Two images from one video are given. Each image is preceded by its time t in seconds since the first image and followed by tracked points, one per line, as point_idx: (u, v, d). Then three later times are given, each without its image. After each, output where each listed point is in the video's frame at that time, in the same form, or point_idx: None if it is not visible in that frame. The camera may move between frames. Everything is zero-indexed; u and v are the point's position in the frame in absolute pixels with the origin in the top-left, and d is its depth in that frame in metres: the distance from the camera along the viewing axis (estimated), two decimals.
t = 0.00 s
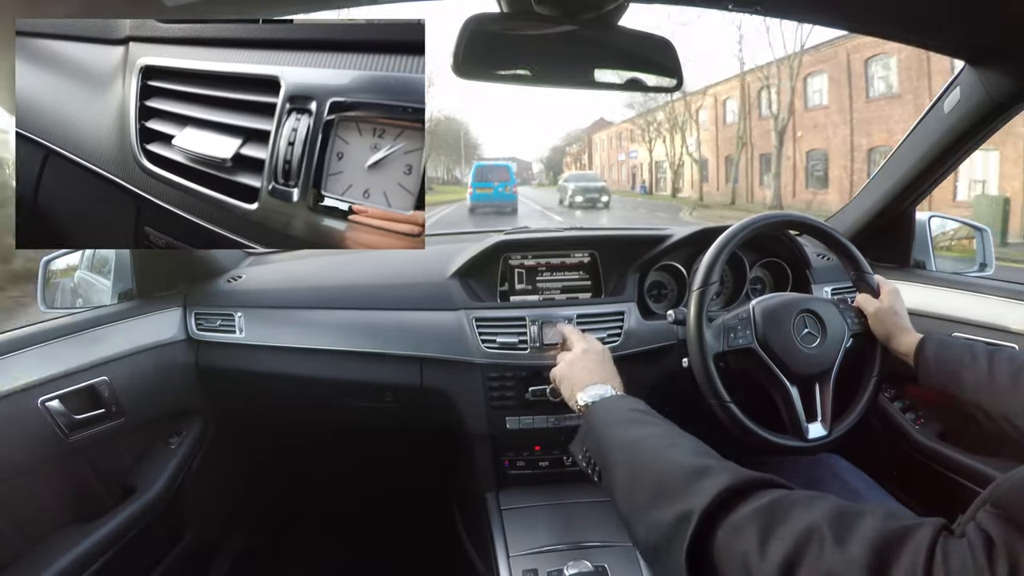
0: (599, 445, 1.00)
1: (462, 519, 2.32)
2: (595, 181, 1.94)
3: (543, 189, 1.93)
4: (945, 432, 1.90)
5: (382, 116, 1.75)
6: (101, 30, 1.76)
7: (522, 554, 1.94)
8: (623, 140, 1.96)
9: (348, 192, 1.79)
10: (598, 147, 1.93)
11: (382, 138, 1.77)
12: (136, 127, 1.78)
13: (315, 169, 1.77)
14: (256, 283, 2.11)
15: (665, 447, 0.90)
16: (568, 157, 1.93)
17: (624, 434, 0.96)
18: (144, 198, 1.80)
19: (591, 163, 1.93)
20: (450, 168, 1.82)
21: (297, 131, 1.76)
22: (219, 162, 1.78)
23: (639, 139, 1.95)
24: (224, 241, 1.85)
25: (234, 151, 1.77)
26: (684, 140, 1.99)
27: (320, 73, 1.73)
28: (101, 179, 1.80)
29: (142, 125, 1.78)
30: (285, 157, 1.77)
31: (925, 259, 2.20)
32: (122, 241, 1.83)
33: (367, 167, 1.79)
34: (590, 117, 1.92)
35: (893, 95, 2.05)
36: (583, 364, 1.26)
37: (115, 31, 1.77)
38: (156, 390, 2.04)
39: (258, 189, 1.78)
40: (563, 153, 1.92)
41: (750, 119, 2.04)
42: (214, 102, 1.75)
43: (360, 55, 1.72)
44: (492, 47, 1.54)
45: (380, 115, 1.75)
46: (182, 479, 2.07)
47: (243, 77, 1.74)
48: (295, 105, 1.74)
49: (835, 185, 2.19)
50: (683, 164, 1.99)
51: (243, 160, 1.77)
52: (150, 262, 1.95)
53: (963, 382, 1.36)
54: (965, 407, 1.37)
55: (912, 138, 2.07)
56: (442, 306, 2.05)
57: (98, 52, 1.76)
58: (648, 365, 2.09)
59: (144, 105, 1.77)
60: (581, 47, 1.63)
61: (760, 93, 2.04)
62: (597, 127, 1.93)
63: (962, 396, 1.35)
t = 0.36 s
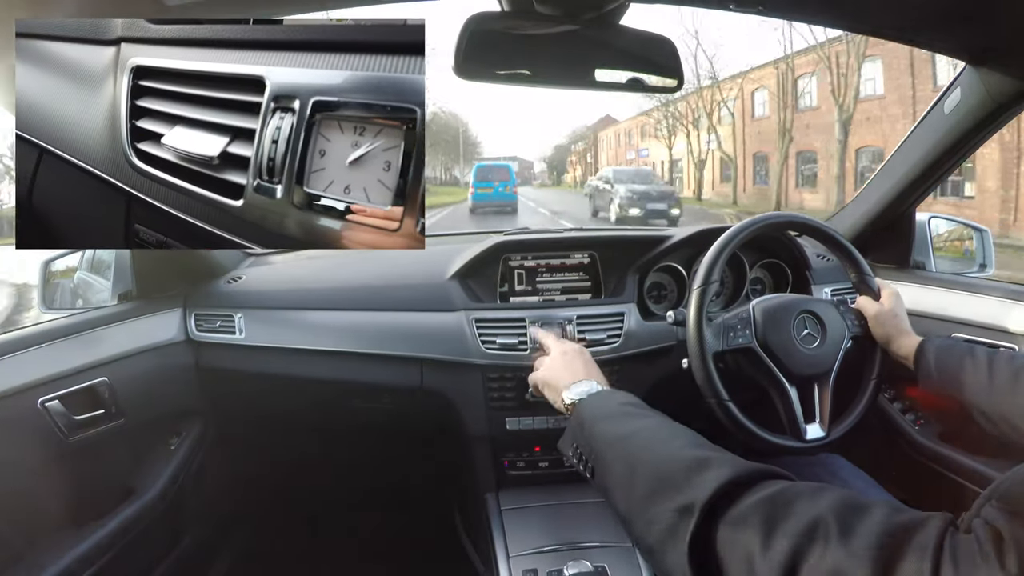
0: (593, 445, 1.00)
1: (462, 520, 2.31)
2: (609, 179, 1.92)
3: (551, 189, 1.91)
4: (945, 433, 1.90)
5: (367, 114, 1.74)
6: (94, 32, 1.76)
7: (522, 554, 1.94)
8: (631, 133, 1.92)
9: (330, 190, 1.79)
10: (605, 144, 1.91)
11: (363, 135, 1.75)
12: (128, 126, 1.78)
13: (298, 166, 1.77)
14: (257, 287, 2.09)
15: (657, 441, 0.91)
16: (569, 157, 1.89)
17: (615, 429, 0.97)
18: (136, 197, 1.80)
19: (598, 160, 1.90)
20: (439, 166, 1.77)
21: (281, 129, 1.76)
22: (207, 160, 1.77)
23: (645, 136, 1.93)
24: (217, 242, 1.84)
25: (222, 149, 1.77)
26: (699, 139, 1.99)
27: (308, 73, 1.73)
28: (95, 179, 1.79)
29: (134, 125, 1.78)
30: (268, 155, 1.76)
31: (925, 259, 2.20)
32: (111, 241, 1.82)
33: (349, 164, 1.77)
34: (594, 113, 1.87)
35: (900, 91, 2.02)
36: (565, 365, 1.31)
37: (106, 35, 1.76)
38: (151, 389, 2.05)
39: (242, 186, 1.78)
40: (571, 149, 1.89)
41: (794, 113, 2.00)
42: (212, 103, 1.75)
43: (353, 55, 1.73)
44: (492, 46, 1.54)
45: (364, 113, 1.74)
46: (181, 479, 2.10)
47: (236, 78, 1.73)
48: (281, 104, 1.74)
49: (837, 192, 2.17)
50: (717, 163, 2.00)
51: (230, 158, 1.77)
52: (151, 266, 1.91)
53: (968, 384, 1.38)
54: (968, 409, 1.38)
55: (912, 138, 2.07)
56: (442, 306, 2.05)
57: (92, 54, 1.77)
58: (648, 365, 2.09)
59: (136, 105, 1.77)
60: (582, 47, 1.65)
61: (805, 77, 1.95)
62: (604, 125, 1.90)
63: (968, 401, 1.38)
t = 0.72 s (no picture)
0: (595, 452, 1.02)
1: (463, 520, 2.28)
2: (620, 183, 1.87)
3: (555, 191, 1.83)
4: (943, 433, 1.90)
5: (345, 110, 1.70)
6: (83, 31, 1.76)
7: (522, 555, 1.94)
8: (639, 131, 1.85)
9: (313, 186, 1.77)
10: (611, 144, 1.84)
11: (340, 132, 1.71)
12: (117, 125, 1.79)
13: (280, 163, 1.76)
14: (258, 286, 2.08)
15: (662, 444, 0.94)
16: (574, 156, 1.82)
17: (621, 433, 0.99)
18: (127, 194, 1.80)
19: (604, 161, 1.84)
20: (418, 156, 1.73)
21: (263, 126, 1.75)
22: (190, 156, 1.78)
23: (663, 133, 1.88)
24: (207, 240, 1.83)
25: (207, 147, 1.77)
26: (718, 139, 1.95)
27: (295, 72, 1.71)
28: (83, 177, 1.80)
29: (123, 124, 1.79)
30: (250, 151, 1.76)
31: (925, 259, 2.18)
32: (101, 238, 1.83)
33: (326, 160, 1.75)
34: (598, 110, 1.84)
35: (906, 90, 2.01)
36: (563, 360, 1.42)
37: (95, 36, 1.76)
38: (156, 390, 2.08)
39: (225, 182, 1.78)
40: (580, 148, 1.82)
41: (828, 107, 2.01)
42: (205, 103, 1.74)
43: (347, 54, 1.70)
44: (492, 47, 1.60)
45: (341, 108, 1.70)
46: (181, 479, 2.11)
47: (230, 77, 1.73)
48: (264, 101, 1.73)
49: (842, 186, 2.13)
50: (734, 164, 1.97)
51: (215, 155, 1.77)
52: (151, 266, 1.90)
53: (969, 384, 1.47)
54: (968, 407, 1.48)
55: (912, 139, 2.06)
56: (442, 306, 2.05)
57: (80, 53, 1.77)
58: (651, 365, 2.09)
59: (125, 104, 1.78)
60: (583, 48, 1.71)
61: (842, 67, 1.99)
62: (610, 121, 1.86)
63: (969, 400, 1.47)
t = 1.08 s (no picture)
0: (591, 512, 1.18)
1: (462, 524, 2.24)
2: (637, 183, 1.85)
3: (558, 193, 1.90)
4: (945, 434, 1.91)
5: (324, 108, 1.65)
6: (70, 31, 1.73)
7: (522, 557, 1.91)
8: (649, 129, 1.82)
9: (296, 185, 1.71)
10: (619, 142, 1.85)
11: (318, 130, 1.66)
12: (104, 125, 1.74)
13: (260, 160, 1.69)
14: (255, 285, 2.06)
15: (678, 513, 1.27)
16: (583, 156, 1.86)
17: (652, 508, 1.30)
18: (113, 194, 1.75)
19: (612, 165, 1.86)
20: (392, 152, 1.68)
21: (243, 125, 1.69)
22: (174, 155, 1.72)
23: (680, 131, 1.84)
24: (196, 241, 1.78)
25: (190, 146, 1.71)
26: (743, 134, 1.90)
27: (280, 73, 1.66)
28: (69, 175, 1.75)
29: (109, 124, 1.74)
30: (230, 150, 1.70)
31: (925, 259, 2.18)
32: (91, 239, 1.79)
33: (304, 157, 1.69)
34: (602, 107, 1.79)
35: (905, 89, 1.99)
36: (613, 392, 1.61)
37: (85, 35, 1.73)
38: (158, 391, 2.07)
39: (208, 180, 1.71)
40: (590, 152, 1.86)
41: (879, 94, 1.95)
42: (192, 102, 1.69)
43: (339, 55, 1.66)
44: (491, 42, 1.52)
45: (319, 106, 1.65)
46: (180, 480, 2.10)
47: (212, 76, 1.67)
48: (244, 99, 1.67)
49: (841, 185, 2.11)
50: (765, 161, 1.91)
51: (199, 155, 1.71)
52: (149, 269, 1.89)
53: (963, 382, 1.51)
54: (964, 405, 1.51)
55: (909, 141, 2.06)
56: (442, 307, 2.06)
57: (68, 53, 1.73)
58: (650, 366, 2.10)
59: (111, 104, 1.73)
60: (583, 47, 1.63)
61: (830, 70, 1.89)
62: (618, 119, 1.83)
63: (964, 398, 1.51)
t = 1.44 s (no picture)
0: None
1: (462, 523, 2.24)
2: (659, 181, 1.82)
3: (563, 190, 1.83)
4: (946, 433, 1.90)
5: (302, 108, 1.66)
6: (59, 33, 1.70)
7: (522, 555, 1.94)
8: (648, 126, 1.81)
9: (273, 184, 1.71)
10: (626, 136, 1.80)
11: (295, 129, 1.68)
12: (91, 125, 1.73)
13: (240, 159, 1.70)
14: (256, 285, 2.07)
15: None
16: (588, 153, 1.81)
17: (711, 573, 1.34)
18: (101, 194, 1.74)
19: (621, 167, 1.79)
20: (362, 151, 1.67)
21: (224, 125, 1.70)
22: (160, 155, 1.72)
23: (696, 121, 1.80)
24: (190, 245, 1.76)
25: (173, 146, 1.72)
26: (779, 123, 1.80)
27: (265, 74, 1.67)
28: (58, 174, 1.73)
29: (96, 124, 1.73)
30: (210, 149, 1.71)
31: (925, 259, 2.14)
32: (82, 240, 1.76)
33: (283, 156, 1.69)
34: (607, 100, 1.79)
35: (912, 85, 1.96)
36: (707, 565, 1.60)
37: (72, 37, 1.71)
38: (157, 390, 2.09)
39: (191, 179, 1.71)
40: (597, 149, 1.80)
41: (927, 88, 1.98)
42: (178, 103, 1.69)
43: (325, 56, 1.66)
44: (493, 50, 1.56)
45: (296, 106, 1.66)
46: (181, 478, 2.14)
47: (194, 77, 1.68)
48: (227, 101, 1.68)
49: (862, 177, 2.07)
50: (803, 151, 1.83)
51: (182, 154, 1.71)
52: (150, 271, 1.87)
53: (963, 379, 1.53)
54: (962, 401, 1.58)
55: (911, 140, 2.04)
56: (442, 307, 2.06)
57: (57, 53, 1.71)
58: (648, 366, 2.09)
59: (98, 104, 1.72)
60: (586, 46, 1.66)
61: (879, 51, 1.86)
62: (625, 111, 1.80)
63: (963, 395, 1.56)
